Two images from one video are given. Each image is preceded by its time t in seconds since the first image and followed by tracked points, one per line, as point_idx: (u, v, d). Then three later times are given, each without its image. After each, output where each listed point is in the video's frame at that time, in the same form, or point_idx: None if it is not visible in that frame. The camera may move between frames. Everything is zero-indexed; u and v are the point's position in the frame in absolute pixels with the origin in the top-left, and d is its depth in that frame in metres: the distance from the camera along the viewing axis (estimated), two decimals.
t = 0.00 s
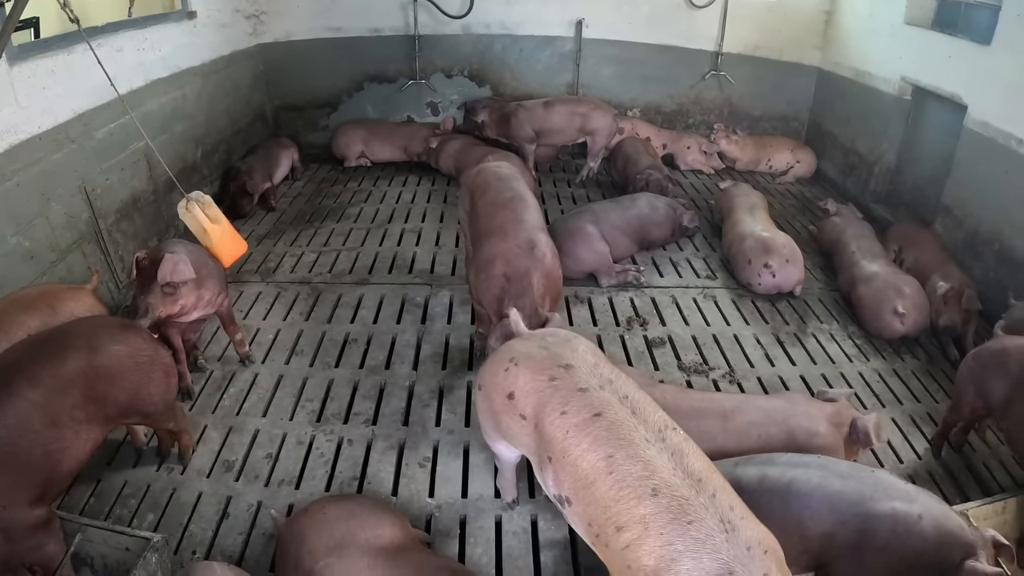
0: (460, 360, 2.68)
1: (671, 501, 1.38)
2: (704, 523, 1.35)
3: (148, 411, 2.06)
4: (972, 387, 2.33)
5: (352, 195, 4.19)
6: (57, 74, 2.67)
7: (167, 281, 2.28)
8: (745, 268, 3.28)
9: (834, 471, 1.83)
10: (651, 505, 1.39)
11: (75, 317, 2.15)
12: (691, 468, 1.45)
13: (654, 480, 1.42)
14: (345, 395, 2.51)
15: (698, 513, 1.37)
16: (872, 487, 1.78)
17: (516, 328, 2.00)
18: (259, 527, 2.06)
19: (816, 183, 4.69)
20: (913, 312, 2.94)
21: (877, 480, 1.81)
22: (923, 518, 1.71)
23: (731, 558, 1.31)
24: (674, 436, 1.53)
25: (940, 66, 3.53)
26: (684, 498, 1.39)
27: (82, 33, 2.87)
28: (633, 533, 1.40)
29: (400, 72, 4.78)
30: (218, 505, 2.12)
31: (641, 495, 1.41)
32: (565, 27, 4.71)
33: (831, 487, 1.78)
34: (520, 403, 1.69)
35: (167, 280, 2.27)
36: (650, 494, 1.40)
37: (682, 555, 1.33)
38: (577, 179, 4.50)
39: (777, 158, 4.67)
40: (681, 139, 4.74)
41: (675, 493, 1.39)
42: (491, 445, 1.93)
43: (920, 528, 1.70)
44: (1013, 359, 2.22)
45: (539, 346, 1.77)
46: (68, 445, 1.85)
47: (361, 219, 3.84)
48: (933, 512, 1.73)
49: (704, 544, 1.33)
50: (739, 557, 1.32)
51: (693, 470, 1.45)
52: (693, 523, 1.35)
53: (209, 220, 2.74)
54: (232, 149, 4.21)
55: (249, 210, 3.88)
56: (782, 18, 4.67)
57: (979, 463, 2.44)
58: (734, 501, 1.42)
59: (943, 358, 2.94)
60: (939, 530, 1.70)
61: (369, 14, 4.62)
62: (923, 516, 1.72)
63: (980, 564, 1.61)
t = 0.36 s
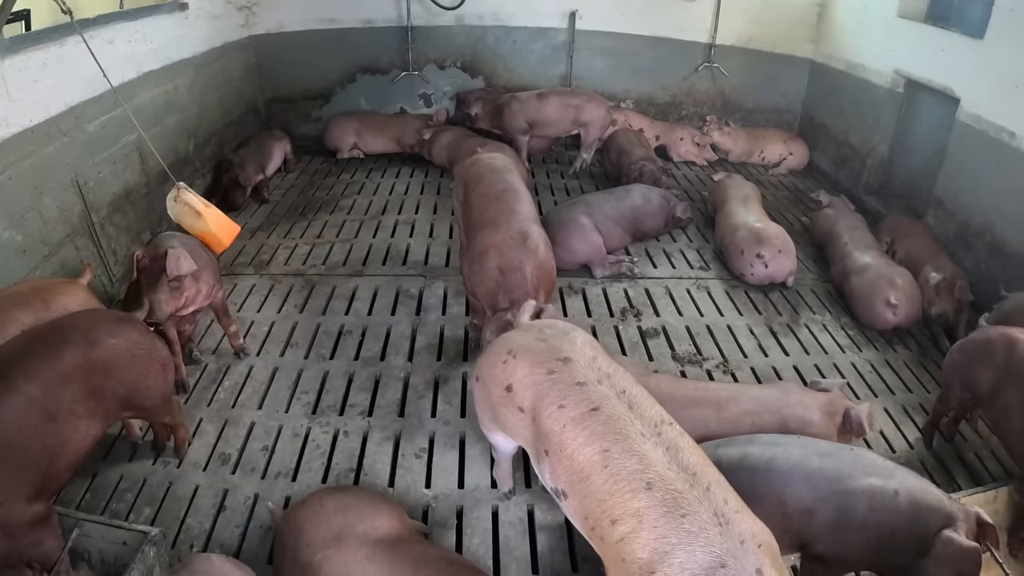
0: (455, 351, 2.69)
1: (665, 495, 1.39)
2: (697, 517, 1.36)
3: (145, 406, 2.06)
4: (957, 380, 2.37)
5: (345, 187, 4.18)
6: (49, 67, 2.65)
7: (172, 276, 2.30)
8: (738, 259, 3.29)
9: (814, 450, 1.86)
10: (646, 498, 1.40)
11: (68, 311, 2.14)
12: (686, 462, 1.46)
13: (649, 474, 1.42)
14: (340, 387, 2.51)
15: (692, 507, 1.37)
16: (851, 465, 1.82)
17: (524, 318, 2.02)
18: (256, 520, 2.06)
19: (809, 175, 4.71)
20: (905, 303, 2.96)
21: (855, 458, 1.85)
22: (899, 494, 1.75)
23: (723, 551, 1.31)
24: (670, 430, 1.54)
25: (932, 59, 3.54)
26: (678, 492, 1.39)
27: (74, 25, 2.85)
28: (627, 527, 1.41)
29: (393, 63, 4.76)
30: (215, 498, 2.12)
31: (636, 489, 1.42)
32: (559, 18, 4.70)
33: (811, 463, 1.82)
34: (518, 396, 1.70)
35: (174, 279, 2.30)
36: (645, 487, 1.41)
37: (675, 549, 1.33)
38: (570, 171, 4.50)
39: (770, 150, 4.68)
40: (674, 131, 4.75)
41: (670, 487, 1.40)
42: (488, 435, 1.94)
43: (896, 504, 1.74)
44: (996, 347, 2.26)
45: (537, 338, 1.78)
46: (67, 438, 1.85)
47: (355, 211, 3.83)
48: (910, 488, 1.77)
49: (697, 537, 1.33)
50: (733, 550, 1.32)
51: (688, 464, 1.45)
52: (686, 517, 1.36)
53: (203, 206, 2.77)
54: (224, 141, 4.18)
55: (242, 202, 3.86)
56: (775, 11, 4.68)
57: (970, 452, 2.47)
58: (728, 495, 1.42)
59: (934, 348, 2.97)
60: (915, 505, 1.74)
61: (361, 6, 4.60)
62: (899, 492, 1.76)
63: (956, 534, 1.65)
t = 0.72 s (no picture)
0: (451, 338, 2.71)
1: (665, 473, 1.42)
2: (697, 493, 1.39)
3: (142, 393, 2.08)
4: (941, 367, 2.41)
5: (339, 178, 4.19)
6: (44, 58, 2.64)
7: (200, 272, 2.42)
8: (731, 248, 3.32)
9: (782, 413, 1.89)
10: (646, 476, 1.43)
11: (66, 301, 2.15)
12: (685, 441, 1.49)
13: (649, 452, 1.46)
14: (338, 375, 2.53)
15: (691, 484, 1.40)
16: (815, 427, 1.86)
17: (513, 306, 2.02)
18: (256, 507, 2.08)
19: (800, 166, 4.75)
20: (896, 292, 3.00)
21: (820, 420, 1.88)
22: (858, 457, 1.80)
23: (722, 527, 1.35)
24: (669, 410, 1.57)
25: (924, 52, 3.58)
26: (678, 470, 1.43)
27: (69, 15, 2.85)
28: (628, 504, 1.43)
29: (387, 54, 4.76)
30: (215, 485, 2.14)
31: (636, 467, 1.45)
32: (552, 10, 4.71)
33: (777, 424, 1.85)
34: (520, 377, 1.73)
35: (200, 268, 2.40)
36: (645, 465, 1.44)
37: (676, 524, 1.37)
38: (563, 161, 4.53)
39: (762, 141, 4.71)
40: (667, 122, 4.78)
41: (670, 465, 1.43)
42: (488, 419, 1.97)
43: (855, 467, 1.79)
44: (978, 331, 2.31)
45: (538, 322, 1.81)
46: (66, 427, 1.86)
47: (349, 201, 3.84)
48: (869, 450, 1.80)
49: (698, 513, 1.36)
50: (732, 526, 1.35)
51: (687, 443, 1.49)
52: (687, 494, 1.39)
53: (198, 202, 2.75)
54: (218, 133, 4.18)
55: (236, 193, 3.87)
56: (768, 3, 4.70)
57: (959, 438, 2.50)
58: (726, 473, 1.46)
59: (924, 336, 3.01)
60: (870, 465, 1.78)
61: None
62: (859, 454, 1.80)
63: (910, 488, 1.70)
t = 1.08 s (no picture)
0: (445, 324, 2.75)
1: (655, 445, 1.48)
2: (686, 465, 1.45)
3: (141, 375, 2.11)
4: (928, 349, 2.47)
5: (332, 168, 4.22)
6: (40, 48, 2.66)
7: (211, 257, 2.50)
8: (721, 237, 3.37)
9: (747, 381, 2.00)
10: (637, 448, 1.48)
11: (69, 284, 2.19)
12: (674, 415, 1.55)
13: (640, 425, 1.51)
14: (333, 360, 2.57)
15: (680, 456, 1.46)
16: (774, 393, 1.96)
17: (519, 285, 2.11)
18: (254, 490, 2.11)
19: (790, 157, 4.80)
20: (882, 280, 3.06)
21: (779, 388, 1.99)
22: (807, 421, 1.88)
23: (711, 495, 1.40)
24: (658, 386, 1.62)
25: (913, 45, 3.63)
26: (668, 442, 1.48)
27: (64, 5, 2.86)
28: (620, 476, 1.49)
29: (379, 46, 4.78)
30: (212, 469, 2.17)
31: (627, 439, 1.50)
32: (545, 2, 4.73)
33: (744, 390, 1.95)
34: (514, 355, 1.77)
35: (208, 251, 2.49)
36: (635, 438, 1.50)
37: (665, 495, 1.42)
38: (555, 152, 4.57)
39: (752, 133, 4.76)
40: (657, 113, 4.82)
41: (659, 438, 1.49)
42: (482, 399, 2.02)
43: (803, 431, 1.88)
44: (963, 312, 2.39)
45: (531, 302, 1.85)
46: (65, 408, 1.90)
47: (342, 190, 3.87)
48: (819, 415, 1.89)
49: (687, 484, 1.42)
50: (719, 495, 1.41)
51: (676, 417, 1.54)
52: (676, 465, 1.45)
53: (199, 189, 2.81)
54: (211, 123, 4.20)
55: (230, 183, 3.89)
56: None
57: (945, 424, 2.56)
58: (714, 445, 1.52)
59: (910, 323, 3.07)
60: (818, 429, 1.86)
61: None
62: (808, 419, 1.89)
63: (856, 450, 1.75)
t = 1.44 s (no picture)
0: (439, 311, 2.79)
1: (644, 420, 1.56)
2: (673, 440, 1.53)
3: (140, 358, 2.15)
4: (915, 335, 2.51)
5: (327, 158, 4.24)
6: (37, 39, 2.68)
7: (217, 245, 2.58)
8: (712, 226, 3.42)
9: (731, 366, 2.09)
10: (627, 424, 1.56)
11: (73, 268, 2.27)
12: (661, 392, 1.63)
13: (629, 402, 1.59)
14: (329, 346, 2.61)
15: (668, 431, 1.54)
16: (751, 381, 2.05)
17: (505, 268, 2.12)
18: (252, 473, 2.15)
19: (781, 149, 4.85)
20: (870, 269, 3.11)
21: (759, 377, 2.07)
22: (777, 415, 1.98)
23: (697, 471, 1.48)
24: (646, 365, 1.70)
25: (903, 39, 3.68)
26: (656, 418, 1.56)
27: None
28: (609, 451, 1.56)
29: (374, 37, 4.81)
30: (211, 453, 2.20)
31: (617, 416, 1.58)
32: None
33: (718, 371, 2.06)
34: (507, 335, 1.83)
35: (214, 241, 2.57)
36: (625, 414, 1.57)
37: (653, 468, 1.50)
38: (548, 143, 4.60)
39: (744, 125, 4.81)
40: (650, 105, 4.86)
41: (648, 414, 1.57)
42: (476, 381, 2.07)
43: (770, 423, 1.97)
44: (946, 300, 2.46)
45: (523, 284, 1.90)
46: (66, 390, 1.93)
47: (337, 180, 3.91)
48: (789, 412, 1.98)
49: (674, 457, 1.50)
50: (705, 468, 1.50)
51: (663, 394, 1.62)
52: (663, 440, 1.53)
53: (193, 181, 2.83)
54: (206, 115, 4.22)
55: (225, 173, 3.92)
56: None
57: (932, 410, 2.61)
58: (700, 421, 1.60)
59: (898, 312, 3.12)
60: (786, 425, 1.96)
61: None
62: (778, 414, 1.98)
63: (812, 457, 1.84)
